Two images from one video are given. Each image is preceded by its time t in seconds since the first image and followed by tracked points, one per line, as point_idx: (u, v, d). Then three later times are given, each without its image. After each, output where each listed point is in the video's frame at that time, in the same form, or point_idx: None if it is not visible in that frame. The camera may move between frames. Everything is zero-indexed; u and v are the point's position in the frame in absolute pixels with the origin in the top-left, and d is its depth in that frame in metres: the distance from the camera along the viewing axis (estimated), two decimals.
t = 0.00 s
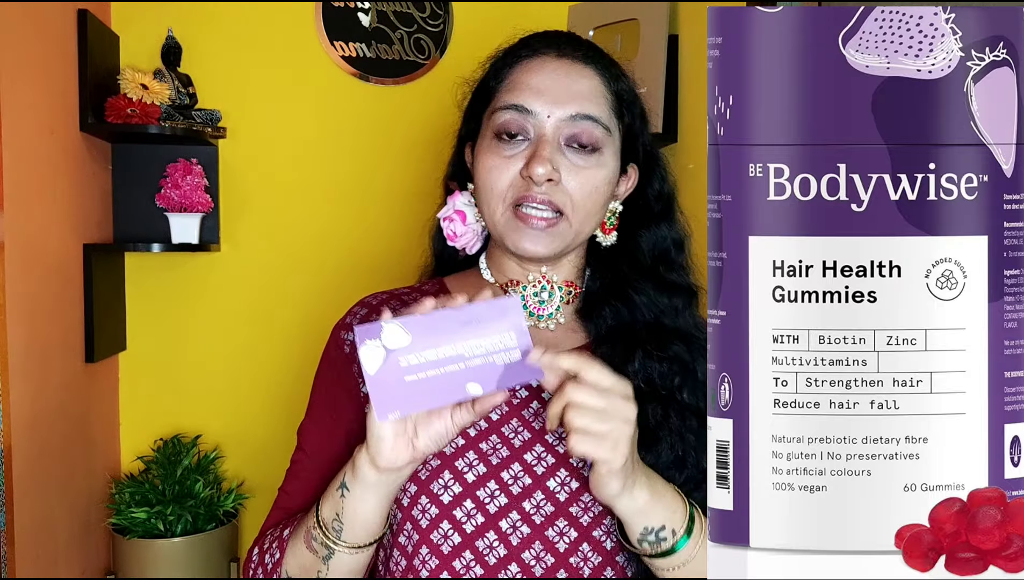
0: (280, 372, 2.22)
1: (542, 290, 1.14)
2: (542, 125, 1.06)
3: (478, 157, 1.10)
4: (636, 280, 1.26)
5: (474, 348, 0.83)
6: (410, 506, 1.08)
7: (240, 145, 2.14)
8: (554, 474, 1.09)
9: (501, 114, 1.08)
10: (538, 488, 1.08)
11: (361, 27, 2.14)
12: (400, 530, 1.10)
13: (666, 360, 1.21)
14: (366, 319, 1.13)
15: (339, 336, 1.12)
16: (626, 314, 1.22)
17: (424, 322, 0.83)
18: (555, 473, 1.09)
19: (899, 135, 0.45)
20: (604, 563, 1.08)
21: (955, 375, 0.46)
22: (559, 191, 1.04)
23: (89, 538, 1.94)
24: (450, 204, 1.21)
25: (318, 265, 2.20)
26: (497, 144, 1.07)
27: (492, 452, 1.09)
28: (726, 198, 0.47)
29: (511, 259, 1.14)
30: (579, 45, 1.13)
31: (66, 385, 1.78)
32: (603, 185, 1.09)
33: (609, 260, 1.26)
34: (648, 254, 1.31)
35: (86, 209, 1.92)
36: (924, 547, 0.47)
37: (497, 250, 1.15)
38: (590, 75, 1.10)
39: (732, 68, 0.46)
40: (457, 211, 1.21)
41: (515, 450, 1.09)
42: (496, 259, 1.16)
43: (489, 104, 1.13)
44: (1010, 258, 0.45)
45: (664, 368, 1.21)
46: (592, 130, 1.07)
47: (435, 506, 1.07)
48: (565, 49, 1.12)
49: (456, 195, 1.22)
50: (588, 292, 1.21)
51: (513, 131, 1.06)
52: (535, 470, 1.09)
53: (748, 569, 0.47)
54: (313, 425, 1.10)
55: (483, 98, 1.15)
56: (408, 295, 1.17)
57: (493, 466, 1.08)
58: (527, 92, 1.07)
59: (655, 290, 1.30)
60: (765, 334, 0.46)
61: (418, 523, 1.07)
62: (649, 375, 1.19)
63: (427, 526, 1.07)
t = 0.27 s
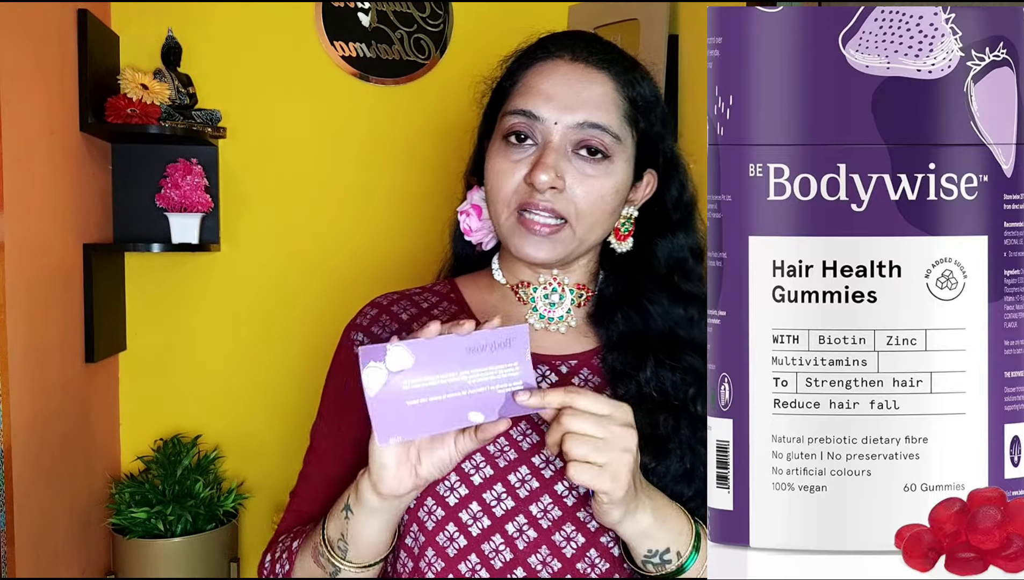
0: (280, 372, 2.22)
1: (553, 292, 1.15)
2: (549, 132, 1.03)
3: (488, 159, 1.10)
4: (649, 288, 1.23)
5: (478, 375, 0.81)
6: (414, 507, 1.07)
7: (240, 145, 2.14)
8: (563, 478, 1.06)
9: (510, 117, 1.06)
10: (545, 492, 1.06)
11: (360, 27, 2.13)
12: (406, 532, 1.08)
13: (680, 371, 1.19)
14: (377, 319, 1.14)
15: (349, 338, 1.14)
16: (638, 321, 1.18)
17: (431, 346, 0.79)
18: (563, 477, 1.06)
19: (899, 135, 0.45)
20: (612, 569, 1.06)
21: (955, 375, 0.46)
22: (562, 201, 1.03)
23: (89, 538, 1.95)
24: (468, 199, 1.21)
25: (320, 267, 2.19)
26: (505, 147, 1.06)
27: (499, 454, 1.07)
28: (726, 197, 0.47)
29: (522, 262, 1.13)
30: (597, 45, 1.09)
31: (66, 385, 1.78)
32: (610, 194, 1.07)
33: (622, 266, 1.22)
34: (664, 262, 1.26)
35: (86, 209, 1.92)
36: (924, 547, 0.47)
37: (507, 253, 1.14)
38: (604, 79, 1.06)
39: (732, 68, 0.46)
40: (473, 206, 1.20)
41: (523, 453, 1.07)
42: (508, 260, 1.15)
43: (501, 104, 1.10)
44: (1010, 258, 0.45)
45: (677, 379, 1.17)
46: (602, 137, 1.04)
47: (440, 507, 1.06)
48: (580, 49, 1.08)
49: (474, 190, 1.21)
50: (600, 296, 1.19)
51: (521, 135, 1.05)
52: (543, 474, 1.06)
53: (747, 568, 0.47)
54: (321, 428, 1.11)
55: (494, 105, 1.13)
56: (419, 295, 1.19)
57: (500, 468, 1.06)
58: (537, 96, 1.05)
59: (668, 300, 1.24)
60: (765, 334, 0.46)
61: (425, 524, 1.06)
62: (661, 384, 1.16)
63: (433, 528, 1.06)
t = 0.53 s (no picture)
0: (281, 372, 2.22)
1: (570, 292, 1.18)
2: (572, 125, 1.10)
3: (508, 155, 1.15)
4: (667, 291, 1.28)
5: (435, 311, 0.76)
6: (432, 515, 1.09)
7: (241, 145, 2.15)
8: (581, 484, 1.09)
9: (532, 112, 1.12)
10: (563, 498, 1.08)
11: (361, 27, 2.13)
12: (422, 540, 1.10)
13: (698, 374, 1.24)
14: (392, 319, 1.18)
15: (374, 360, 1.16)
16: (660, 323, 1.23)
17: (388, 287, 0.74)
18: (582, 483, 1.09)
19: (899, 135, 0.45)
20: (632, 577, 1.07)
21: (956, 375, 0.46)
22: (583, 196, 1.08)
23: (89, 538, 1.95)
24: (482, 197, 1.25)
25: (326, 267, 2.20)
26: (527, 142, 1.12)
27: (516, 461, 1.09)
28: (726, 198, 0.47)
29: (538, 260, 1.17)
30: (617, 42, 1.16)
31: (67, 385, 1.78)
32: (630, 189, 1.12)
33: (640, 267, 1.26)
34: (683, 263, 1.31)
35: (87, 209, 1.92)
36: (924, 547, 0.47)
37: (524, 251, 1.19)
38: (626, 75, 1.13)
39: (732, 68, 0.46)
40: (487, 205, 1.24)
41: (541, 458, 1.09)
42: (523, 259, 1.20)
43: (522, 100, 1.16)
44: (1010, 258, 0.46)
45: (694, 380, 1.23)
46: (625, 131, 1.11)
47: (458, 515, 1.07)
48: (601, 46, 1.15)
49: (488, 189, 1.26)
50: (620, 297, 1.23)
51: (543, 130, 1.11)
52: (561, 480, 1.09)
53: (748, 568, 0.47)
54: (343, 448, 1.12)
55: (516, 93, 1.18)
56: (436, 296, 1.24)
57: (517, 475, 1.09)
58: (560, 91, 1.11)
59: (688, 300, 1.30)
60: (765, 334, 0.46)
61: (441, 532, 1.08)
62: (682, 388, 1.21)
63: (450, 536, 1.08)
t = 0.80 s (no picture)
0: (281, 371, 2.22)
1: (586, 296, 1.17)
2: (589, 123, 1.10)
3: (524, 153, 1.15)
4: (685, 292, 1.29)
5: (393, 342, 0.85)
6: (449, 521, 1.09)
7: (241, 145, 2.15)
8: (598, 490, 1.09)
9: (550, 109, 1.13)
10: (580, 504, 1.08)
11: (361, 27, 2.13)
12: (440, 545, 1.11)
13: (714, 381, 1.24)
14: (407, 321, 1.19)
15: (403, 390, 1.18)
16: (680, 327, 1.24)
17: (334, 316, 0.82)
18: (599, 490, 1.09)
19: (899, 135, 0.45)
20: None
21: (956, 375, 0.46)
22: (600, 193, 1.08)
23: (89, 538, 1.94)
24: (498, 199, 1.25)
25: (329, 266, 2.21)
26: (544, 141, 1.12)
27: (533, 466, 1.09)
28: (726, 197, 0.47)
29: (552, 263, 1.16)
30: (637, 41, 1.16)
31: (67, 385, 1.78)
32: (648, 189, 1.12)
33: (658, 269, 1.26)
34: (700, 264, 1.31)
35: (86, 209, 1.92)
36: (924, 547, 0.47)
37: (539, 255, 1.18)
38: (643, 74, 1.13)
39: (732, 68, 0.46)
40: (503, 206, 1.24)
41: (558, 464, 1.10)
42: (538, 262, 1.19)
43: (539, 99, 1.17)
44: (1010, 258, 0.46)
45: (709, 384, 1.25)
46: (643, 130, 1.11)
47: (474, 521, 1.08)
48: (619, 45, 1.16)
49: (503, 190, 1.25)
50: (637, 300, 1.22)
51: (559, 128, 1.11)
52: (578, 486, 1.09)
53: (747, 568, 0.47)
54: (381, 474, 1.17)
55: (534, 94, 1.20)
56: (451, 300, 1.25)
57: (534, 481, 1.09)
58: (578, 89, 1.12)
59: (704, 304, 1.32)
60: (765, 334, 0.46)
61: (458, 538, 1.09)
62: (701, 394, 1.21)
63: (466, 542, 1.08)
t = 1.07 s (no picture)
0: (282, 371, 2.22)
1: (591, 296, 1.17)
2: (601, 119, 1.10)
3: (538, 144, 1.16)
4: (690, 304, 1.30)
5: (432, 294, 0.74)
6: (455, 522, 1.08)
7: (241, 145, 2.14)
8: (604, 492, 1.10)
9: (566, 101, 1.14)
10: (587, 506, 1.09)
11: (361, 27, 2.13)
12: (444, 548, 1.09)
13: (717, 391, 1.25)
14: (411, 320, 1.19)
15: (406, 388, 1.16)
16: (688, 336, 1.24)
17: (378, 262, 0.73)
18: (605, 491, 1.10)
19: (899, 134, 0.45)
20: None
21: (955, 375, 0.46)
22: (602, 191, 1.07)
23: (89, 538, 1.94)
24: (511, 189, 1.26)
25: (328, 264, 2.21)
26: (557, 133, 1.13)
27: (540, 468, 1.10)
28: (726, 198, 0.47)
29: (555, 257, 1.17)
30: (662, 42, 1.15)
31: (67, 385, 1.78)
32: (652, 193, 1.11)
33: (665, 278, 1.27)
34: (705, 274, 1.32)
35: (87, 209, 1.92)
36: (924, 547, 0.47)
37: (545, 252, 1.19)
38: (664, 77, 1.12)
39: (732, 68, 0.46)
40: (514, 196, 1.25)
41: (564, 466, 1.10)
42: (544, 259, 1.19)
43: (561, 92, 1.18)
44: (1010, 258, 0.45)
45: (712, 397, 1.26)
46: (654, 133, 1.10)
47: (482, 523, 1.07)
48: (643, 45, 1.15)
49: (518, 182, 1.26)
50: (644, 307, 1.24)
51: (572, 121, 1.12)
52: (584, 487, 1.10)
53: (748, 568, 0.47)
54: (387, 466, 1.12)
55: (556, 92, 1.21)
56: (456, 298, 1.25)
57: (542, 482, 1.09)
58: (597, 84, 1.12)
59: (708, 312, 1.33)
60: (765, 334, 0.46)
61: (464, 540, 1.08)
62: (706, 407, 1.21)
63: (473, 544, 1.07)
